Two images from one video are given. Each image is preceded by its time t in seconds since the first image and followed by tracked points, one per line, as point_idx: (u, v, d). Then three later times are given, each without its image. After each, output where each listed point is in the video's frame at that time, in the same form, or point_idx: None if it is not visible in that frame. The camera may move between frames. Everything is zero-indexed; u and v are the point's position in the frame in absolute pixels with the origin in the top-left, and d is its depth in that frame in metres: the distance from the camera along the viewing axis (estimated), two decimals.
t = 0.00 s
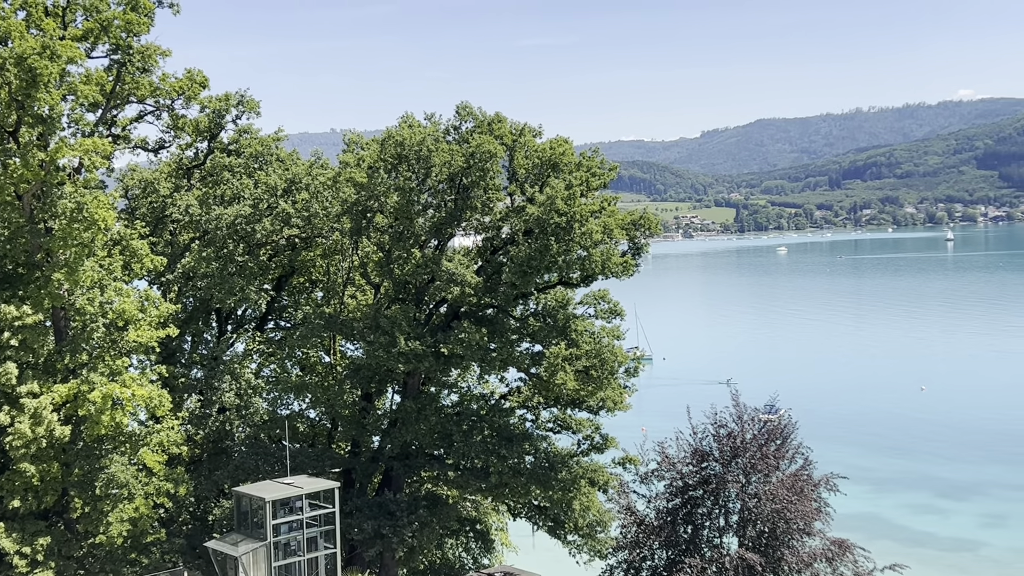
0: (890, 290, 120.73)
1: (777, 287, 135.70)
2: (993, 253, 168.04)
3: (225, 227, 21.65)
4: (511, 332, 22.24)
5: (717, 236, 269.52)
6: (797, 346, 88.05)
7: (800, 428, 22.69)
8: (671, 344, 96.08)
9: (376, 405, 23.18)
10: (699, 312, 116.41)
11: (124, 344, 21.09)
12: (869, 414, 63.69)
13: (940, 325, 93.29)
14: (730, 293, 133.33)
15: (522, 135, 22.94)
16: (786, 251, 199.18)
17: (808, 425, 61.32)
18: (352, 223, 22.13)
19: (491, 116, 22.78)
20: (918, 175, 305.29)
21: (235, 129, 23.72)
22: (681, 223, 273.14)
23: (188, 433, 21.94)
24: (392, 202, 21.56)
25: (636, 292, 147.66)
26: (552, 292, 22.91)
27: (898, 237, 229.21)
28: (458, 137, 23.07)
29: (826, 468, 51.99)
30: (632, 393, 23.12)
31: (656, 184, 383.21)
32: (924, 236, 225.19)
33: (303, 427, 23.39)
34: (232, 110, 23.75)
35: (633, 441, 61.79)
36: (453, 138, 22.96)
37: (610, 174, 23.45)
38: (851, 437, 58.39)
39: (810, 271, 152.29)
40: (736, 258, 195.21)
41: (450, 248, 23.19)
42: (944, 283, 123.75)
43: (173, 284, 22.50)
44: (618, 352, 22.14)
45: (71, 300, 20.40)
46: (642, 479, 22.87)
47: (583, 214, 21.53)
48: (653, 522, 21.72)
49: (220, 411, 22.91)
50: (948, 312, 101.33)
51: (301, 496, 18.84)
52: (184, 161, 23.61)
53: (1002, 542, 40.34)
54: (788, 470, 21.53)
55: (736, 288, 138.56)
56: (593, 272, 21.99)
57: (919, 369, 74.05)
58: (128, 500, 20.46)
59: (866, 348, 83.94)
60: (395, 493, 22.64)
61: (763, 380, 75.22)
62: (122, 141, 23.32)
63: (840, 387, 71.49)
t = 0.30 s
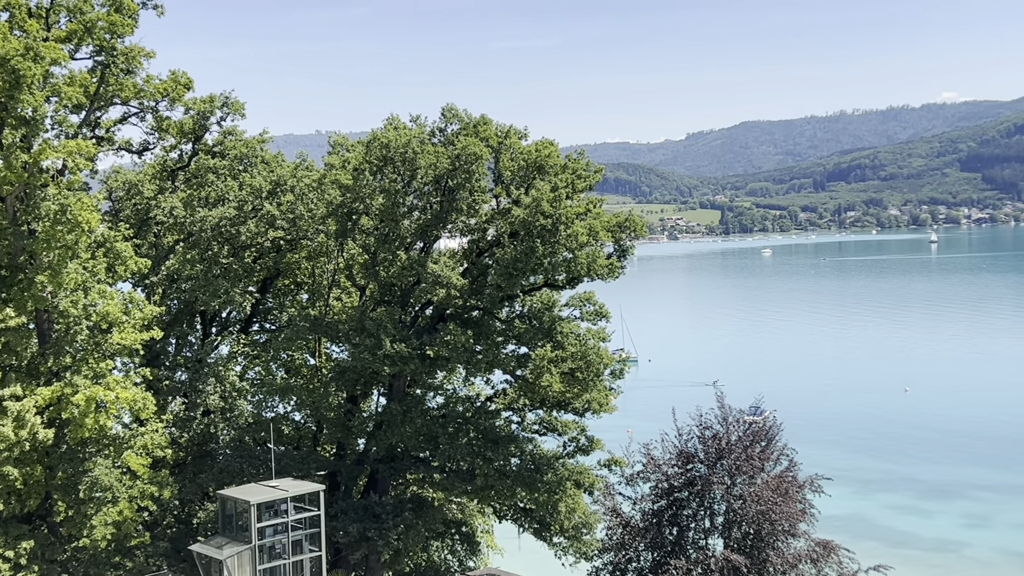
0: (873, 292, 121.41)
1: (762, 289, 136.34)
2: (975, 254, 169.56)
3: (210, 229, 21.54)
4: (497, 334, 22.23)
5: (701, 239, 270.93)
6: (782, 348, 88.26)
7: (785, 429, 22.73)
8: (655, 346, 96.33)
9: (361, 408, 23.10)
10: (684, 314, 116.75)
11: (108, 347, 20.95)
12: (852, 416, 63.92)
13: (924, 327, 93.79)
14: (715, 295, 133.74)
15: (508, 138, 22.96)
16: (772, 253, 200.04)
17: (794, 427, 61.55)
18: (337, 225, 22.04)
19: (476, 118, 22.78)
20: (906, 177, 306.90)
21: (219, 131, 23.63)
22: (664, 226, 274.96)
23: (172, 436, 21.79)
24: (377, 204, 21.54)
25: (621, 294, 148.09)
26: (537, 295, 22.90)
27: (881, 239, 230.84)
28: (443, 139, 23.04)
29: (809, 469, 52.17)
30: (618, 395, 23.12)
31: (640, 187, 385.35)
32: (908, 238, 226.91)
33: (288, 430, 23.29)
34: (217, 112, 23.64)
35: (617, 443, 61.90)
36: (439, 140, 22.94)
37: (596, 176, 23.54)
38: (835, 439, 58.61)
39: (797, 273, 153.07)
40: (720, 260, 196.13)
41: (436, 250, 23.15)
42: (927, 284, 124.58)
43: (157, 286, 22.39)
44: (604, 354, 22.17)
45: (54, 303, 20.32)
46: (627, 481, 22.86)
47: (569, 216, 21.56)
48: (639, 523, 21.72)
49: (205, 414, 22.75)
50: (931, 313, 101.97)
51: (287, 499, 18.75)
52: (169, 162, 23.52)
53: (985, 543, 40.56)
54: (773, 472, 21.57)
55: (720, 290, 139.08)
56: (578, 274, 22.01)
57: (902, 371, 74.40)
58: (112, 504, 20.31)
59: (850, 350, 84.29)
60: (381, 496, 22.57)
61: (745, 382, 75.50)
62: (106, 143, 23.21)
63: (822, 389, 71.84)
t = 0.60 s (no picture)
0: (853, 294, 122.16)
1: (743, 291, 136.93)
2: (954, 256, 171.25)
3: (190, 231, 21.43)
4: (478, 337, 22.26)
5: (683, 241, 271.96)
6: (763, 350, 88.49)
7: (765, 431, 22.81)
8: (637, 348, 96.35)
9: (343, 411, 23.05)
10: (666, 316, 116.95)
11: (88, 350, 20.75)
12: (833, 418, 64.19)
13: (904, 328, 94.43)
14: (697, 297, 134.12)
15: (489, 140, 22.98)
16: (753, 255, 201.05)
17: (775, 428, 61.80)
18: (318, 228, 21.97)
19: (458, 120, 22.77)
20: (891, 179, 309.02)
21: (199, 133, 23.53)
22: (646, 229, 275.84)
23: (152, 439, 21.63)
24: (359, 206, 21.54)
25: (601, 297, 148.30)
26: (519, 297, 22.93)
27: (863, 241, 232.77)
28: (425, 141, 23.01)
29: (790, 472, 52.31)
30: (600, 397, 23.16)
31: (622, 189, 386.68)
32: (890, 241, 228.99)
33: (269, 433, 23.21)
34: (198, 114, 23.52)
35: (600, 445, 61.87)
36: (420, 142, 22.91)
37: (577, 179, 23.56)
38: (816, 441, 58.86)
39: (779, 275, 153.87)
40: (701, 262, 196.89)
41: (417, 252, 23.13)
42: (907, 286, 125.57)
43: (137, 289, 22.24)
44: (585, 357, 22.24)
45: (33, 305, 20.13)
46: (609, 483, 22.89)
47: (551, 219, 21.60)
48: (620, 525, 21.75)
49: (185, 417, 22.61)
50: (911, 315, 102.70)
51: (268, 503, 18.66)
52: (148, 165, 23.40)
53: (965, 544, 40.82)
54: (754, 474, 21.63)
55: (702, 292, 139.45)
56: (560, 276, 22.05)
57: (882, 373, 74.83)
58: (92, 507, 20.08)
59: (831, 352, 84.66)
60: (362, 499, 22.50)
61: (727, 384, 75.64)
62: (85, 144, 23.06)
63: (803, 391, 72.14)
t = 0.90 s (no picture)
0: (830, 297, 123.03)
1: (720, 294, 137.68)
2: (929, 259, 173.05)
3: (166, 235, 21.27)
4: (456, 340, 22.23)
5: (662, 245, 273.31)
6: (741, 353, 88.83)
7: (743, 434, 22.90)
8: (615, 351, 96.51)
9: (320, 414, 22.98)
10: (645, 319, 117.29)
11: (63, 354, 20.61)
12: (810, 420, 64.57)
13: (882, 331, 95.23)
14: (675, 300, 134.60)
15: (467, 143, 23.00)
16: (730, 258, 202.34)
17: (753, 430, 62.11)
18: (295, 231, 21.86)
19: (435, 123, 22.78)
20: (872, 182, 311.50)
21: (175, 136, 23.48)
22: (625, 232, 276.85)
23: (128, 444, 21.46)
24: (336, 209, 21.43)
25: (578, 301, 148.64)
26: (497, 300, 22.95)
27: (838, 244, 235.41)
28: (403, 144, 22.99)
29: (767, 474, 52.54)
30: (578, 400, 23.20)
31: (600, 193, 388.31)
32: (864, 244, 231.14)
33: (246, 437, 23.14)
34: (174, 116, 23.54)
35: (578, 448, 61.89)
36: (398, 145, 22.91)
37: (556, 182, 23.46)
38: (793, 443, 59.18)
39: (758, 278, 154.85)
40: (678, 265, 197.88)
41: (395, 256, 23.09)
42: (883, 290, 126.71)
43: (112, 293, 22.10)
44: (563, 360, 22.28)
45: (6, 310, 19.96)
46: (587, 485, 22.92)
47: (529, 222, 21.65)
48: (598, 528, 21.76)
49: (161, 421, 22.45)
50: (887, 317, 103.57)
51: (245, 507, 18.51)
52: (124, 167, 23.31)
53: (940, 545, 41.13)
54: (731, 476, 21.70)
55: (680, 295, 139.98)
56: (538, 279, 22.07)
57: (858, 376, 75.19)
58: (66, 512, 19.93)
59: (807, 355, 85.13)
60: (340, 503, 22.42)
61: (705, 387, 75.90)
62: (61, 147, 22.95)
63: (780, 392, 72.60)
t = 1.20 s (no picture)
0: (802, 302, 123.84)
1: (694, 298, 138.28)
2: (900, 264, 174.79)
3: (136, 239, 21.11)
4: (430, 345, 22.11)
5: (636, 249, 274.70)
6: (716, 357, 89.09)
7: (715, 437, 22.99)
8: (589, 356, 96.58)
9: (293, 419, 22.87)
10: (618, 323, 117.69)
11: (32, 359, 20.30)
12: (784, 423, 64.85)
13: (857, 334, 96.08)
14: (649, 304, 134.99)
15: (440, 148, 23.03)
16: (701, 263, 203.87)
17: (726, 434, 62.41)
18: (267, 235, 21.74)
19: (409, 127, 22.79)
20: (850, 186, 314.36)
21: (147, 139, 23.36)
22: (598, 237, 278.20)
23: (98, 450, 21.26)
24: (308, 214, 21.34)
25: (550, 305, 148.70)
26: (471, 305, 22.95)
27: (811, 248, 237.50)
28: (376, 148, 22.96)
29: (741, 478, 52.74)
30: (552, 404, 23.22)
31: (574, 199, 389.70)
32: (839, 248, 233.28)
33: (217, 442, 23.02)
34: (145, 120, 23.38)
35: (551, 452, 61.90)
36: (371, 149, 22.89)
37: (529, 186, 23.59)
38: (767, 446, 59.38)
39: (731, 282, 155.94)
40: (652, 270, 198.82)
41: (369, 260, 23.03)
42: (856, 294, 127.79)
43: (82, 297, 21.94)
44: (537, 364, 22.31)
45: None
46: (561, 489, 22.94)
47: (502, 226, 21.63)
48: (572, 532, 21.76)
49: (132, 427, 22.26)
50: (859, 321, 104.30)
51: (216, 512, 18.30)
52: (94, 171, 23.16)
53: (910, 547, 41.42)
54: (704, 480, 21.71)
55: (654, 299, 140.56)
56: (512, 283, 22.06)
57: (830, 380, 75.26)
58: (35, 518, 19.71)
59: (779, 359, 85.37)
60: (312, 508, 22.32)
61: (678, 390, 76.22)
62: (30, 151, 22.80)
63: (753, 396, 72.87)
